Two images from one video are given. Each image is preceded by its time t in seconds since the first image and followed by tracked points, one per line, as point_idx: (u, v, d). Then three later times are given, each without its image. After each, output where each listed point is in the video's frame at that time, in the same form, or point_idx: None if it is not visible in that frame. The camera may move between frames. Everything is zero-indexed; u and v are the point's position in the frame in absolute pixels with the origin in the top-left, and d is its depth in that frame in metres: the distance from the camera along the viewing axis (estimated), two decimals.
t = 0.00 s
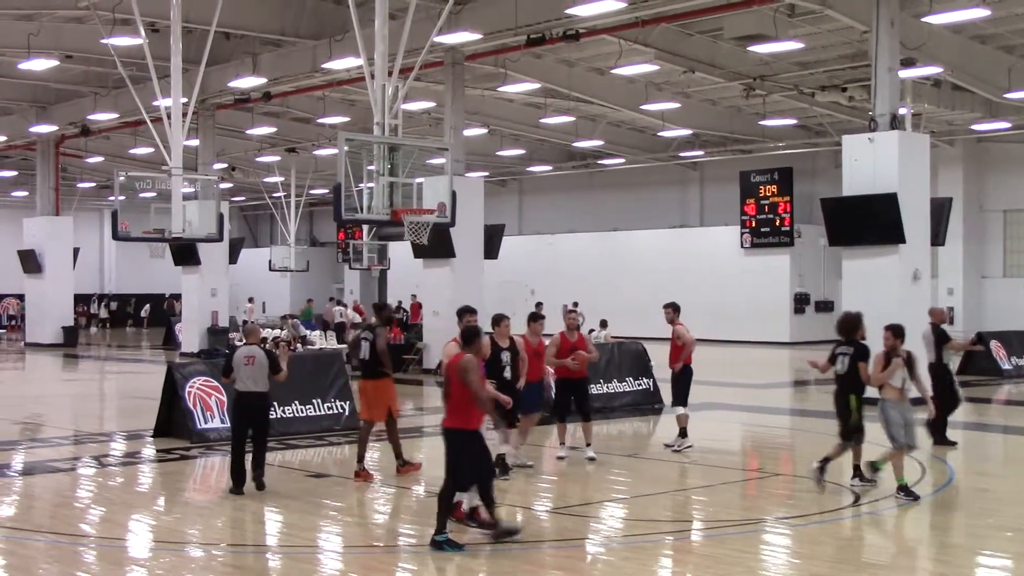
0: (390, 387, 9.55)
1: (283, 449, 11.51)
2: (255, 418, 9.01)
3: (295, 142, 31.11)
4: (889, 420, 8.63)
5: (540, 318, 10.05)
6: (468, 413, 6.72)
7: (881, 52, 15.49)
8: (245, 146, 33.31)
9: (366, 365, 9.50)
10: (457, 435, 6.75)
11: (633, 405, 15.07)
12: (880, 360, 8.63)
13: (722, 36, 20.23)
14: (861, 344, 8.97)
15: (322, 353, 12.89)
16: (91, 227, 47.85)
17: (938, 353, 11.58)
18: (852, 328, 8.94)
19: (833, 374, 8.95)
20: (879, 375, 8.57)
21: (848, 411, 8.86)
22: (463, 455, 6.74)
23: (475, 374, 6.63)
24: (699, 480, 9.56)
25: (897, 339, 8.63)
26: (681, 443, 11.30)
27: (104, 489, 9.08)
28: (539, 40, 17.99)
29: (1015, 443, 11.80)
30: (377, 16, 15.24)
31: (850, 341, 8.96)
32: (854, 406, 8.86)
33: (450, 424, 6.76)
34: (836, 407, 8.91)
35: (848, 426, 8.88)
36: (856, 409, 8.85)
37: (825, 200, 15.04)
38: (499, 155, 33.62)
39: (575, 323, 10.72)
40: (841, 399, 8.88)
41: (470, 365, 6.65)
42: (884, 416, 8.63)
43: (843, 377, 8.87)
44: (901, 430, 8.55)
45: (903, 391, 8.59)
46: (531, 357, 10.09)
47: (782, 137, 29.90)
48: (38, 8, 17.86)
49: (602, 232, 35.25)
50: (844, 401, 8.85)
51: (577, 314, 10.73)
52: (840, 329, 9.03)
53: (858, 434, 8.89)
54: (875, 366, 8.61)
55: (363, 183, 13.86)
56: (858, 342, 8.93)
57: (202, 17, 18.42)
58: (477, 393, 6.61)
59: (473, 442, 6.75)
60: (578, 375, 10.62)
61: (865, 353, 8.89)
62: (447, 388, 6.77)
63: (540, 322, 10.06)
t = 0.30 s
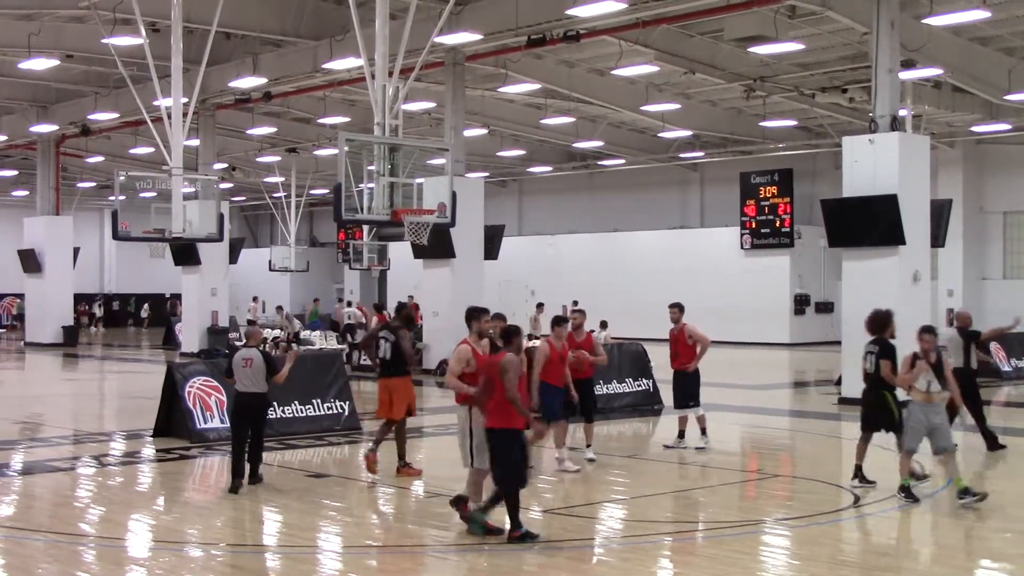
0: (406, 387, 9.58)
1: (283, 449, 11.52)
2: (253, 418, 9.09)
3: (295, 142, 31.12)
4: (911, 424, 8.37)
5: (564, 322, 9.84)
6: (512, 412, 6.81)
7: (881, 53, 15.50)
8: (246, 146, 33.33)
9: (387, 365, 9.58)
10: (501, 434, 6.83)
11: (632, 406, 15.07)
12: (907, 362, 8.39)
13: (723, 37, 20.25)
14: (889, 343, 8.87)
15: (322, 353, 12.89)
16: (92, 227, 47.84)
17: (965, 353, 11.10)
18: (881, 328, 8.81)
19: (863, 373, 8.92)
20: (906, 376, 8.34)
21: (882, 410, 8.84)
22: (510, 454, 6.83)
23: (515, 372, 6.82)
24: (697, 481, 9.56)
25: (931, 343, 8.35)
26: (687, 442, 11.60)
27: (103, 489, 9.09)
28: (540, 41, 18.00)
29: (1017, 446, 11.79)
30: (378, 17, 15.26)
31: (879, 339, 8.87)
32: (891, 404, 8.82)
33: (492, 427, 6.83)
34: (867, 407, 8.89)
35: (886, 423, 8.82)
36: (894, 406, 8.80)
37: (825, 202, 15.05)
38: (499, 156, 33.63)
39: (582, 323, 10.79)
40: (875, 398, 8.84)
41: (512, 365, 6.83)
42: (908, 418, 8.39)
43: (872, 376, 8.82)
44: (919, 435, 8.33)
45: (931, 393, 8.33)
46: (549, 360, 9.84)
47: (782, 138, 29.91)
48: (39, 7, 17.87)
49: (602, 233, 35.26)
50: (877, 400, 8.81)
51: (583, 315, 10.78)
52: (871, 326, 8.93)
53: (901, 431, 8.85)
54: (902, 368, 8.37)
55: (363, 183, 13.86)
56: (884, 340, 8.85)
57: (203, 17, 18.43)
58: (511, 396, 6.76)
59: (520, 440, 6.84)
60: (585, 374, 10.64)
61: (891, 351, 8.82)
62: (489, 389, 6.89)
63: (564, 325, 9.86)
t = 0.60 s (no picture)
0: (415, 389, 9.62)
1: (281, 448, 11.51)
2: (258, 411, 9.47)
3: (294, 142, 31.10)
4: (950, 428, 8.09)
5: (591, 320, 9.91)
6: (546, 412, 6.91)
7: (880, 54, 15.49)
8: (244, 146, 33.32)
9: (398, 362, 9.65)
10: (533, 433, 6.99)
11: (631, 406, 15.07)
12: (951, 369, 8.02)
13: (721, 37, 20.25)
14: (922, 345, 8.91)
15: (321, 353, 12.90)
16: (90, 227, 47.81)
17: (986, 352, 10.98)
18: (914, 330, 8.88)
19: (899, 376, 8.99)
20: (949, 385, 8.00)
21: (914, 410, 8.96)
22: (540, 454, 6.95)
23: (548, 375, 6.85)
24: (694, 481, 9.56)
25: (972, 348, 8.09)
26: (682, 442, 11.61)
27: (101, 489, 9.09)
28: (538, 41, 17.98)
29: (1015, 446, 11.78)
30: (376, 17, 15.26)
31: (913, 342, 8.90)
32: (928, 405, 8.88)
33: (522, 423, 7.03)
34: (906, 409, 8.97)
35: (922, 424, 8.90)
36: (929, 408, 8.90)
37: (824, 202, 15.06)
38: (498, 156, 33.62)
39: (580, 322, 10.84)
40: (913, 400, 8.93)
41: (544, 366, 6.87)
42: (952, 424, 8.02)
43: (908, 378, 8.90)
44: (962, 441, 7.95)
45: (976, 399, 8.01)
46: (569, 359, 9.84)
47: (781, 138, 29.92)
48: (38, 7, 17.84)
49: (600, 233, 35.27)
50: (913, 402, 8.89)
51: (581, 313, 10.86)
52: (905, 328, 8.95)
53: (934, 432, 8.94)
54: (947, 376, 8.00)
55: (361, 183, 13.86)
56: (918, 343, 8.87)
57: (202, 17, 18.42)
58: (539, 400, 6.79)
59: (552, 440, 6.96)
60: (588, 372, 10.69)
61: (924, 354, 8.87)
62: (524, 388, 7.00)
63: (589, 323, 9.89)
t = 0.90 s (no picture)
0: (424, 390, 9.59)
1: (278, 449, 11.52)
2: (260, 414, 9.43)
3: (291, 143, 31.10)
4: (981, 433, 8.04)
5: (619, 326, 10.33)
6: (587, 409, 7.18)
7: (878, 55, 15.49)
8: (242, 146, 33.32)
9: (407, 364, 9.63)
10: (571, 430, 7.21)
11: (628, 408, 15.08)
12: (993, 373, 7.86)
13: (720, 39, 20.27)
14: (945, 345, 9.03)
15: (319, 354, 12.90)
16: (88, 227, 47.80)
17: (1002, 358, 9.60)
18: (937, 329, 8.99)
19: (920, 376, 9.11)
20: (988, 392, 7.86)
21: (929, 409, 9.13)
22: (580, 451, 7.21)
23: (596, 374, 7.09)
24: (691, 483, 9.57)
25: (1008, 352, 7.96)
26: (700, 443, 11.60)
27: (98, 489, 9.08)
28: (537, 42, 17.98)
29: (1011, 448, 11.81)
30: (375, 18, 15.26)
31: (937, 343, 9.02)
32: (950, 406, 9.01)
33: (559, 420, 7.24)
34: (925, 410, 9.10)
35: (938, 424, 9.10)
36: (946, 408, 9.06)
37: (821, 205, 15.08)
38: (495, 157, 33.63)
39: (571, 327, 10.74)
40: (932, 401, 9.05)
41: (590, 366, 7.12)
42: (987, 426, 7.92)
43: (930, 379, 9.01)
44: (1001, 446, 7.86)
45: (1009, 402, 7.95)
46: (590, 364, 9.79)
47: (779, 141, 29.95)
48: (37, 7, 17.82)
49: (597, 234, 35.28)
50: (933, 403, 9.01)
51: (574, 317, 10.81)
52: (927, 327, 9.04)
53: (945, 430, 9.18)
54: (988, 381, 7.83)
55: (359, 184, 13.87)
56: (941, 344, 8.99)
57: (201, 17, 18.41)
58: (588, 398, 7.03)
59: (588, 437, 7.24)
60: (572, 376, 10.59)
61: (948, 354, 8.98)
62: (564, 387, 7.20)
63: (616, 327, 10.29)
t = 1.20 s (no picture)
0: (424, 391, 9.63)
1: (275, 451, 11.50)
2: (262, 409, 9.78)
3: (288, 145, 31.08)
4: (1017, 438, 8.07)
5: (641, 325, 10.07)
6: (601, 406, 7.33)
7: (874, 57, 15.50)
8: (239, 149, 33.31)
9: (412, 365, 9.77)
10: (588, 430, 7.31)
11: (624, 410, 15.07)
12: None
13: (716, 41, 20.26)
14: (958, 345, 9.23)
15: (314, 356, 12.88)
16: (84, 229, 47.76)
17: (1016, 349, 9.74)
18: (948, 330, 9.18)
19: (936, 378, 9.30)
20: None
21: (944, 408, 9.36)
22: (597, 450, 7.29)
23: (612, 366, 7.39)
24: (688, 485, 9.58)
25: None
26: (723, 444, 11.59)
27: (94, 491, 9.06)
28: (534, 44, 17.99)
29: (1006, 450, 11.83)
30: (371, 20, 15.25)
31: (947, 342, 9.22)
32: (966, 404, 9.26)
33: (574, 421, 7.34)
34: (942, 408, 9.33)
35: (962, 422, 9.27)
36: (968, 406, 9.26)
37: (818, 207, 15.10)
38: (492, 159, 33.63)
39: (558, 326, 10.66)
40: (949, 399, 9.29)
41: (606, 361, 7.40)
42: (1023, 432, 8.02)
43: (946, 380, 9.21)
44: None
45: None
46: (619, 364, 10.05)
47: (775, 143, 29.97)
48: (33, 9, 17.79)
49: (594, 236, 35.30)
50: (950, 400, 9.26)
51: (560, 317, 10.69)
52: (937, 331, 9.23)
53: (973, 427, 9.32)
54: None
55: (356, 185, 13.87)
56: (953, 344, 9.18)
57: (197, 18, 18.40)
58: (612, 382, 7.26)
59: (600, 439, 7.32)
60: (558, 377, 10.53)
61: (962, 354, 9.15)
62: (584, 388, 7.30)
63: (641, 327, 10.08)
